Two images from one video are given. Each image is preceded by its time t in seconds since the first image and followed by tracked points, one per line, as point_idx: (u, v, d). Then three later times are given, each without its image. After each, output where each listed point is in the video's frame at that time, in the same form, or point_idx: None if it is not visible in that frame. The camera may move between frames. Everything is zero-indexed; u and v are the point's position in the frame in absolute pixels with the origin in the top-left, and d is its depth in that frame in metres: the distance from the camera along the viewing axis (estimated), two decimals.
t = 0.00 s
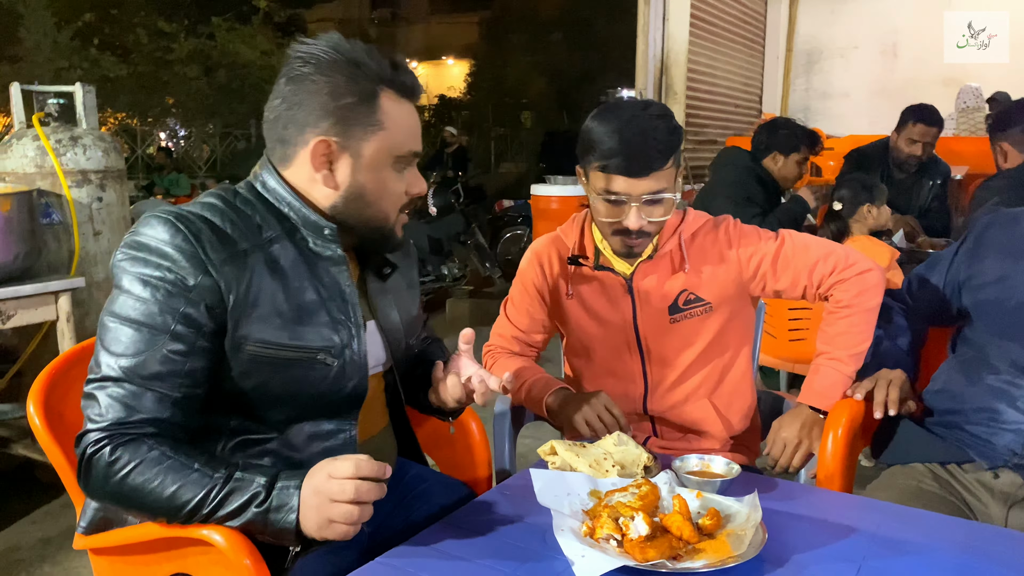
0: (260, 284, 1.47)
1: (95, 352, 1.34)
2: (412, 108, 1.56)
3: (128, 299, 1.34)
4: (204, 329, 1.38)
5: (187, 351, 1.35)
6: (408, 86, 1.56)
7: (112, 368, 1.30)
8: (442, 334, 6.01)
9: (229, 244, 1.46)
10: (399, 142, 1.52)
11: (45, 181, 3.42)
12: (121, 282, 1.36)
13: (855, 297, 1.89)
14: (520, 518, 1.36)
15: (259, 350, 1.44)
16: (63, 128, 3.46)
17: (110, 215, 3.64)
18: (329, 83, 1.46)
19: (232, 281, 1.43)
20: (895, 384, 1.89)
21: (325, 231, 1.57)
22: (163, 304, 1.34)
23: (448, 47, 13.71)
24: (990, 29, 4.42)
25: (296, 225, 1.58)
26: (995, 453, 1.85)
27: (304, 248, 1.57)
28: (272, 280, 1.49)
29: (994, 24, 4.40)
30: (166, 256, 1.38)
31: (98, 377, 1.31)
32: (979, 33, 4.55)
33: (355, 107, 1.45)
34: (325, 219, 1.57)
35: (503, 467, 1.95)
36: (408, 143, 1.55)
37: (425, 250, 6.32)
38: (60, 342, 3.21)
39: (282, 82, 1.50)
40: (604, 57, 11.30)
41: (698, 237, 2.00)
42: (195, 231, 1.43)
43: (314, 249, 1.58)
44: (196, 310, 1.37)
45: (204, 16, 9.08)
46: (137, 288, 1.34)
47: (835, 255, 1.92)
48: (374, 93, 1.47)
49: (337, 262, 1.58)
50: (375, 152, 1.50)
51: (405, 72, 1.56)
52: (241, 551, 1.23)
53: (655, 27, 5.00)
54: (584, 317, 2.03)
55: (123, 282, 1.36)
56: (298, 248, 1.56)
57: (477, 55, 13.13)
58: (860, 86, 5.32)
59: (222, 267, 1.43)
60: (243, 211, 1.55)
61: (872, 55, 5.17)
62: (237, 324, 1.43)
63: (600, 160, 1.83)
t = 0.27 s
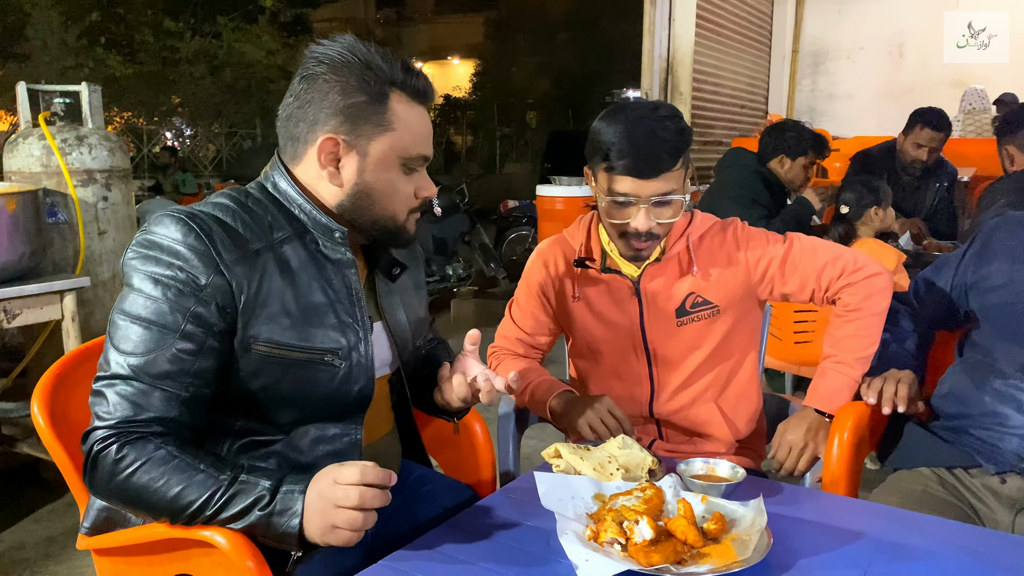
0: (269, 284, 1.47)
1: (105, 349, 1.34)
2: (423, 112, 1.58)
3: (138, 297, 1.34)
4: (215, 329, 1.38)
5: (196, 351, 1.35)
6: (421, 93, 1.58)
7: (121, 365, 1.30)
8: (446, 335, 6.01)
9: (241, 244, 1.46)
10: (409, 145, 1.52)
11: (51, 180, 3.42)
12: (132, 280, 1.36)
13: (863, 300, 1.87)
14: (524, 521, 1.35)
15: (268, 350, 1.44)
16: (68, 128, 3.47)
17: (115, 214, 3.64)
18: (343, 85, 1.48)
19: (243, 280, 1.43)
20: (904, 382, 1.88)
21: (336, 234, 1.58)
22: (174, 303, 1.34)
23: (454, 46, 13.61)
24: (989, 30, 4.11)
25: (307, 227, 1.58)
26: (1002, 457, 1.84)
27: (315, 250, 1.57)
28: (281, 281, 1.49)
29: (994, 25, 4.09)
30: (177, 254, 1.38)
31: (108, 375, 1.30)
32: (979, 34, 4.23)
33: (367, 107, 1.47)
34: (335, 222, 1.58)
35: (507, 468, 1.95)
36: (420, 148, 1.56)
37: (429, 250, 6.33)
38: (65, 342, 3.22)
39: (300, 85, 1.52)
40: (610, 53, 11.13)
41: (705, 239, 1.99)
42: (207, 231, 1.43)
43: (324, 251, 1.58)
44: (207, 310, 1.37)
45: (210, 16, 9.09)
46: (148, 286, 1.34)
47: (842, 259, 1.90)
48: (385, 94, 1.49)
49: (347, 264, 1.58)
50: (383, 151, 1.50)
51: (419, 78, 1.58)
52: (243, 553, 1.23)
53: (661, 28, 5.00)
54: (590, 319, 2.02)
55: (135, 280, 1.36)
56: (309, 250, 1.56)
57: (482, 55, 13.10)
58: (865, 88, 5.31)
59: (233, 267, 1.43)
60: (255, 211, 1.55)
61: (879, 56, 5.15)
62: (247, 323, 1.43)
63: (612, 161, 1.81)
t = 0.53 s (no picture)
0: (268, 282, 1.47)
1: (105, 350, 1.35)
2: (412, 109, 1.54)
3: (137, 296, 1.34)
4: (213, 327, 1.39)
5: (196, 349, 1.36)
6: (412, 90, 1.55)
7: (122, 365, 1.30)
8: (450, 336, 6.01)
9: (238, 243, 1.47)
10: (392, 141, 1.49)
11: (57, 181, 3.44)
12: (130, 280, 1.37)
13: (868, 303, 1.86)
14: (527, 523, 1.35)
15: (267, 348, 1.45)
16: (74, 129, 3.48)
17: (121, 215, 3.66)
18: (328, 83, 1.48)
19: (241, 279, 1.44)
20: (907, 385, 1.88)
21: (334, 233, 1.57)
22: (173, 302, 1.34)
23: (456, 48, 13.23)
24: (989, 31, 4.75)
25: (305, 226, 1.58)
26: (1007, 461, 1.83)
27: (312, 249, 1.57)
28: (280, 279, 1.49)
29: (993, 26, 4.73)
30: (175, 254, 1.39)
31: (109, 374, 1.31)
32: (978, 35, 4.89)
33: (348, 104, 1.46)
34: (334, 221, 1.57)
35: (511, 471, 2.02)
36: (406, 145, 1.52)
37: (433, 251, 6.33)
38: (70, 342, 3.23)
39: (291, 86, 1.54)
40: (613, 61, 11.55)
41: (710, 242, 1.99)
42: (205, 230, 1.44)
43: (321, 250, 1.57)
44: (205, 308, 1.37)
45: (217, 17, 9.10)
46: (147, 285, 1.35)
47: (847, 261, 1.90)
48: (369, 91, 1.47)
49: (345, 263, 1.58)
50: (365, 149, 1.49)
51: (412, 76, 1.55)
52: (246, 554, 1.24)
53: (666, 30, 4.99)
54: (593, 321, 2.02)
55: (133, 280, 1.36)
56: (307, 248, 1.56)
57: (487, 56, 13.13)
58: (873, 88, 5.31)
59: (231, 265, 1.43)
60: (253, 211, 1.55)
61: (885, 57, 5.20)
62: (245, 322, 1.43)
63: (634, 151, 1.80)
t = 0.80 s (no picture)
0: (248, 280, 1.48)
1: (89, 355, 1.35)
2: (331, 81, 1.46)
3: (117, 298, 1.34)
4: (195, 324, 1.39)
5: (180, 347, 1.36)
6: (337, 64, 1.47)
7: (107, 367, 1.30)
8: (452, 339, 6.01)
9: (214, 241, 1.47)
10: (297, 113, 1.44)
11: (59, 184, 3.44)
12: (111, 284, 1.37)
13: (873, 306, 1.85)
14: (527, 528, 1.34)
15: (242, 342, 1.44)
16: (77, 131, 3.49)
17: (123, 218, 3.66)
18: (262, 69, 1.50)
19: (218, 275, 1.44)
20: (909, 390, 1.88)
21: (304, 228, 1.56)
22: (152, 301, 1.35)
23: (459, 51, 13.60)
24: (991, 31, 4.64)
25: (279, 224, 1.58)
26: (1011, 466, 1.82)
27: (288, 246, 1.57)
28: (259, 277, 1.50)
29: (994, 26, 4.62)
30: (153, 254, 1.39)
31: (94, 378, 1.31)
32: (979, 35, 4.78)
33: (270, 83, 1.47)
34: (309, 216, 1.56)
35: (513, 474, 1.97)
36: (312, 114, 1.44)
37: (436, 254, 6.34)
38: (72, 345, 3.23)
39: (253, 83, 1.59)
40: (614, 64, 11.72)
41: (713, 245, 1.98)
42: (183, 230, 1.44)
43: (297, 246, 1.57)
44: (185, 305, 1.38)
45: (220, 20, 9.12)
46: (126, 287, 1.35)
47: (850, 265, 1.90)
48: (290, 67, 1.45)
49: (313, 256, 1.57)
50: (279, 124, 1.45)
51: (342, 52, 1.49)
52: (247, 557, 1.23)
53: (668, 34, 4.99)
54: (597, 324, 2.01)
55: (113, 283, 1.36)
56: (284, 246, 1.57)
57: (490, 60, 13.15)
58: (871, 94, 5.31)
59: (210, 264, 1.43)
60: (229, 211, 1.56)
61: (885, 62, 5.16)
62: (225, 319, 1.43)
63: (640, 156, 1.80)
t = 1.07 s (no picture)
0: (241, 286, 1.48)
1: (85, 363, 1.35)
2: (314, 86, 1.47)
3: (110, 307, 1.35)
4: (190, 330, 1.39)
5: (175, 353, 1.36)
6: (320, 68, 1.48)
7: (102, 376, 1.31)
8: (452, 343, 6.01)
9: (206, 247, 1.48)
10: (280, 118, 1.45)
11: (60, 188, 3.44)
12: (105, 292, 1.37)
13: (875, 308, 1.84)
14: (527, 532, 1.34)
15: (235, 347, 1.43)
16: (78, 135, 3.50)
17: (124, 222, 3.67)
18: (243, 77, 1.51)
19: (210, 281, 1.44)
20: (910, 394, 1.87)
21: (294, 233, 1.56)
22: (147, 308, 1.35)
23: (461, 56, 13.70)
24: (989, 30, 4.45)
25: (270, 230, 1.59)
26: (1012, 469, 1.82)
27: (280, 252, 1.58)
28: (253, 283, 1.51)
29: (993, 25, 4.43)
30: (146, 262, 1.39)
31: (89, 387, 1.31)
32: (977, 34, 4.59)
33: (251, 91, 1.48)
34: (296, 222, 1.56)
35: (512, 477, 1.94)
36: (297, 119, 1.45)
37: (436, 258, 6.35)
38: (72, 348, 3.23)
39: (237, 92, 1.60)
40: (614, 69, 11.64)
41: (713, 248, 1.99)
42: (176, 237, 1.44)
43: (289, 251, 1.58)
44: (179, 311, 1.38)
45: (220, 26, 9.18)
46: (119, 295, 1.35)
47: (851, 267, 1.89)
48: (272, 74, 1.47)
49: (304, 261, 1.57)
50: (264, 132, 1.47)
51: (323, 56, 1.50)
52: (246, 561, 1.23)
53: (668, 37, 5.00)
54: (597, 328, 2.01)
55: (106, 292, 1.37)
56: (277, 254, 1.57)
57: (490, 64, 13.15)
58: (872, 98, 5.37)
59: (203, 270, 1.44)
60: (221, 218, 1.57)
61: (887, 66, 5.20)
62: (218, 325, 1.43)
63: (629, 162, 1.81)
